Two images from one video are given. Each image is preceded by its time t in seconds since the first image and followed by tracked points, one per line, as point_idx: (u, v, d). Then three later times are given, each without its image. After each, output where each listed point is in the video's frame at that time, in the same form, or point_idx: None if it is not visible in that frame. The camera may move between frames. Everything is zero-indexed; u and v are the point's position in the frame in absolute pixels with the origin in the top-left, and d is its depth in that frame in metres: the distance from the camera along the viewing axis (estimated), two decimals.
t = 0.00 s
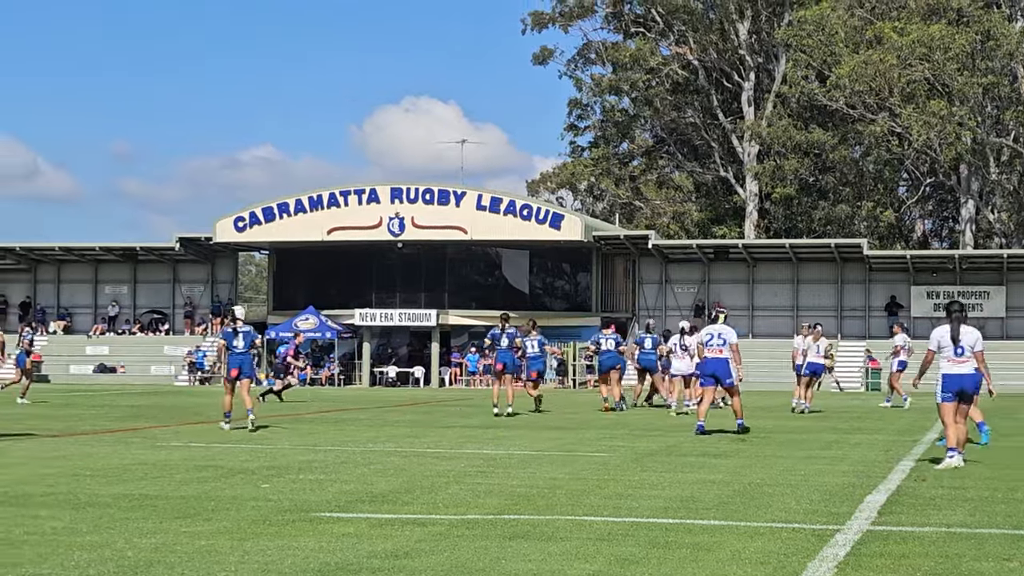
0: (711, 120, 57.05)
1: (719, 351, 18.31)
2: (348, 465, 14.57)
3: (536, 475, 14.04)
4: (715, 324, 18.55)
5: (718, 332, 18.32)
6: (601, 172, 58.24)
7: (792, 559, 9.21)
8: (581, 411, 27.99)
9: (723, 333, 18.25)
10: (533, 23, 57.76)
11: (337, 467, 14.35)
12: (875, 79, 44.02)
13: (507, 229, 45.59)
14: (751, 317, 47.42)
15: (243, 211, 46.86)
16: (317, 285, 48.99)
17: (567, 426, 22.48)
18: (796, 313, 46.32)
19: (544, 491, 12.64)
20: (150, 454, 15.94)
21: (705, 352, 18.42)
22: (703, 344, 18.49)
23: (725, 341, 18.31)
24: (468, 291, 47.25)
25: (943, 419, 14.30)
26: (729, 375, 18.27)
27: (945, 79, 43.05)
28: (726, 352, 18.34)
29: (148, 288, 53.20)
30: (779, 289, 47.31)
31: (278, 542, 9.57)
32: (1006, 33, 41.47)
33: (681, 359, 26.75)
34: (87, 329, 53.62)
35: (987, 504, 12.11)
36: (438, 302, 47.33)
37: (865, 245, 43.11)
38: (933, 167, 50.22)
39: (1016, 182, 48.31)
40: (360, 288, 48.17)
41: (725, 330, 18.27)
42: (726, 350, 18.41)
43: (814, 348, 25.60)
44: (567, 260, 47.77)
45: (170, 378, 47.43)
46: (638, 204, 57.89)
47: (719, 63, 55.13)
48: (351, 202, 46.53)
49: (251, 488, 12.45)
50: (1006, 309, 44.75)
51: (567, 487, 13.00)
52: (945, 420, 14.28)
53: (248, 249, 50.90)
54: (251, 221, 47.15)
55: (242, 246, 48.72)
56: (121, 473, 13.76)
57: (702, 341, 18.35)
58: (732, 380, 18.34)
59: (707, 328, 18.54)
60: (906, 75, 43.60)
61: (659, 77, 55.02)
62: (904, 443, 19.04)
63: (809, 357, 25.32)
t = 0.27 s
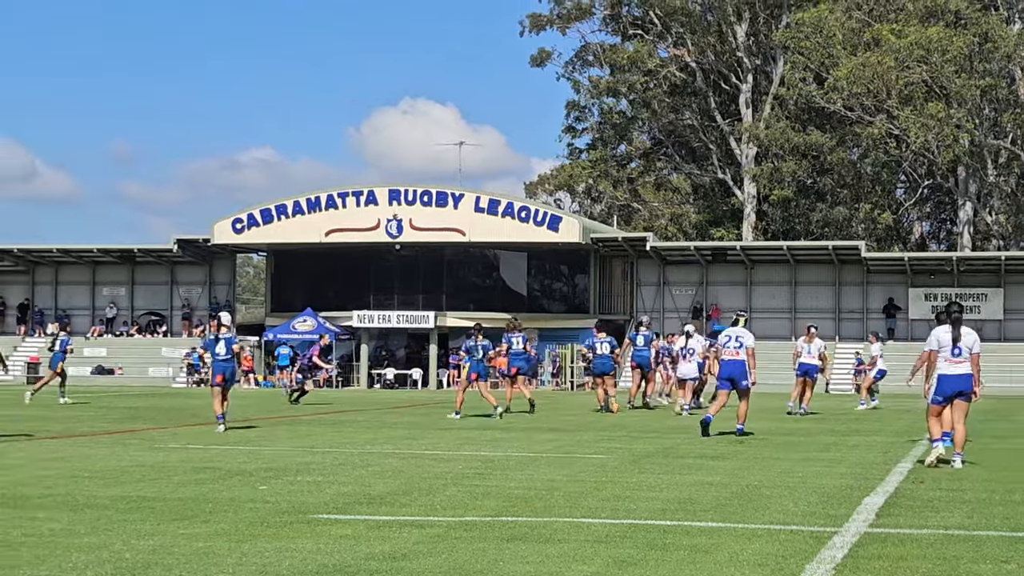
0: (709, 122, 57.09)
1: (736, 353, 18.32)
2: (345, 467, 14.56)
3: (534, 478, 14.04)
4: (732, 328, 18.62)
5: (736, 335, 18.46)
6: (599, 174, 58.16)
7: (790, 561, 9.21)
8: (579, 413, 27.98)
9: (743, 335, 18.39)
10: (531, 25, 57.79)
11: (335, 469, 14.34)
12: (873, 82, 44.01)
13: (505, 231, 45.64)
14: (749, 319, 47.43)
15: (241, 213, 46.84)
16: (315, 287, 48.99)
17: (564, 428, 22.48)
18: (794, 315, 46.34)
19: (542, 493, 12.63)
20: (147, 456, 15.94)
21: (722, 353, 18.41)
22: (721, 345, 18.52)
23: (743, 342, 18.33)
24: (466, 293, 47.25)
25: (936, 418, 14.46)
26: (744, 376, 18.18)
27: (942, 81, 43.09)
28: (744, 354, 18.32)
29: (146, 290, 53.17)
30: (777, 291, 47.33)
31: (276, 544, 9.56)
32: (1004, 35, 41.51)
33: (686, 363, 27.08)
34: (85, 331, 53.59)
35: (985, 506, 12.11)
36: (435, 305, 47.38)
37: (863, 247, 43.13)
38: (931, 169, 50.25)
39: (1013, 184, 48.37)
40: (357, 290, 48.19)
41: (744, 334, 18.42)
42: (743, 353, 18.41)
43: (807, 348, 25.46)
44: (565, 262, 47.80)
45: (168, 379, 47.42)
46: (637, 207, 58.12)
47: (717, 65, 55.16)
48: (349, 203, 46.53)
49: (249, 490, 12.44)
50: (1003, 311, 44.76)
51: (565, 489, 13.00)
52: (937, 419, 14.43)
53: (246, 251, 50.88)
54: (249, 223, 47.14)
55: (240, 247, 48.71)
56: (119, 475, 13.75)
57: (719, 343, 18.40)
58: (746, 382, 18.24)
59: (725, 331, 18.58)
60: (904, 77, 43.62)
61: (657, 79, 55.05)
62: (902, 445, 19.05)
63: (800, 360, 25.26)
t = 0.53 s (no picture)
0: (703, 125, 57.13)
1: (747, 354, 18.52)
2: (338, 469, 14.52)
3: (527, 480, 14.01)
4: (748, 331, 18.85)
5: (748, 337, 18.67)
6: (592, 176, 58.09)
7: (783, 564, 9.19)
8: (572, 416, 27.95)
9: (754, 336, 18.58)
10: (524, 27, 57.83)
11: (328, 471, 14.31)
12: (866, 84, 44.06)
13: (498, 233, 45.63)
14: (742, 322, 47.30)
15: (234, 215, 46.76)
16: (308, 290, 48.92)
17: (557, 430, 22.47)
18: (788, 317, 46.35)
19: (535, 496, 12.60)
20: (139, 458, 15.88)
21: (733, 354, 18.63)
22: (734, 346, 18.75)
23: (754, 344, 18.53)
24: (459, 295, 47.35)
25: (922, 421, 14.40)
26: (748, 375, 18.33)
27: (935, 84, 43.17)
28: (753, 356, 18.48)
29: (138, 292, 53.05)
30: (771, 294, 47.32)
31: (269, 546, 9.53)
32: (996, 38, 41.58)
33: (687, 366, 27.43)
34: (78, 333, 53.46)
35: (978, 509, 12.11)
36: (429, 307, 47.37)
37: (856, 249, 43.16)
38: (923, 172, 50.31)
39: (1006, 187, 48.48)
40: (351, 293, 48.09)
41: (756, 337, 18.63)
42: (754, 356, 18.57)
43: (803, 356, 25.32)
44: (558, 265, 48.02)
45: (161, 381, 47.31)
46: (630, 210, 58.20)
47: (711, 68, 55.20)
48: (342, 206, 46.51)
49: (242, 492, 12.39)
50: (996, 314, 44.77)
51: (557, 492, 12.97)
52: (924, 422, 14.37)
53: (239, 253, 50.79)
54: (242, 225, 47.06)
55: (233, 249, 48.63)
56: (111, 477, 13.69)
57: (730, 342, 18.67)
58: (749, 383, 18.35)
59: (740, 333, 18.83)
60: (897, 80, 43.68)
61: (650, 81, 55.09)
62: (895, 448, 19.05)
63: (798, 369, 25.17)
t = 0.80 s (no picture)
0: (691, 127, 57.20)
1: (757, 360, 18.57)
2: (326, 471, 14.48)
3: (515, 482, 13.99)
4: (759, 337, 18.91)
5: (758, 343, 18.73)
6: (580, 178, 58.34)
7: (771, 566, 9.19)
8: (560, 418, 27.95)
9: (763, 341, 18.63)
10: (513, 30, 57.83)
11: (316, 473, 14.26)
12: (855, 87, 44.16)
13: (486, 235, 45.55)
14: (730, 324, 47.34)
15: (222, 217, 46.62)
16: (296, 291, 48.84)
17: (546, 432, 22.44)
18: (776, 319, 46.38)
19: (523, 498, 12.57)
20: (127, 460, 15.81)
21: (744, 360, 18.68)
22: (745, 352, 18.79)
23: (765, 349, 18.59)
24: (447, 296, 47.45)
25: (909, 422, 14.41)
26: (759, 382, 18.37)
27: (924, 86, 43.29)
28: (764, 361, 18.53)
29: (126, 293, 52.87)
30: (759, 296, 47.36)
31: (257, 548, 9.48)
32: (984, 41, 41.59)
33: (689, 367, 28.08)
34: (65, 335, 53.26)
35: (965, 511, 12.12)
36: (416, 309, 47.45)
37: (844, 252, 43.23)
38: (911, 174, 50.44)
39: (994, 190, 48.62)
40: (338, 295, 48.07)
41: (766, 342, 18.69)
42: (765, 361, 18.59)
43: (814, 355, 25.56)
44: (547, 267, 47.93)
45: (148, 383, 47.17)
46: (618, 211, 57.80)
47: (699, 70, 55.26)
48: (330, 207, 46.43)
49: (229, 494, 12.33)
50: (984, 316, 44.89)
51: (546, 494, 12.95)
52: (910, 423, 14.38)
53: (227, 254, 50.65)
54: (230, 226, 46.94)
55: (221, 251, 48.51)
56: (98, 479, 13.63)
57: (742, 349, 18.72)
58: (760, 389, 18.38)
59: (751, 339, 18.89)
60: (885, 83, 43.80)
61: (639, 84, 55.14)
62: (882, 450, 19.09)
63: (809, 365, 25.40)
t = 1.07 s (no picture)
0: (673, 128, 57.26)
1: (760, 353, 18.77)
2: (309, 472, 14.42)
3: (499, 483, 13.96)
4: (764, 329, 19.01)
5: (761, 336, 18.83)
6: (563, 180, 58.32)
7: (754, 567, 9.18)
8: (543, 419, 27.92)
9: (765, 334, 18.72)
10: (496, 30, 57.81)
11: (298, 474, 14.18)
12: (836, 89, 44.28)
13: (468, 236, 45.50)
14: (712, 326, 47.45)
15: (204, 217, 46.43)
16: (278, 292, 48.69)
17: (529, 433, 22.40)
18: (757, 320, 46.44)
19: (506, 499, 12.53)
20: (110, 460, 15.72)
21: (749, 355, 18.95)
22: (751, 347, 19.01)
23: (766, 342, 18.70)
24: (429, 297, 47.32)
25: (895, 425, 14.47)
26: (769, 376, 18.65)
27: (905, 88, 43.46)
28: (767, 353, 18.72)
29: (107, 294, 52.60)
30: (740, 297, 47.44)
31: (240, 549, 9.42)
32: (966, 43, 41.71)
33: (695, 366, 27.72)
34: (46, 335, 52.96)
35: (947, 513, 12.14)
36: (398, 309, 47.33)
37: (826, 254, 43.36)
38: (893, 176, 50.61)
39: (975, 192, 48.76)
40: (321, 295, 47.96)
41: (769, 333, 18.77)
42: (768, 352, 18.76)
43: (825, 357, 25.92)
44: (529, 267, 47.74)
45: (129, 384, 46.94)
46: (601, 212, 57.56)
47: (681, 71, 55.30)
48: (312, 208, 46.31)
49: (211, 495, 12.25)
50: (965, 318, 45.09)
51: (529, 495, 12.92)
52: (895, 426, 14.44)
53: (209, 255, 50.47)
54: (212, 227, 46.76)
55: (203, 251, 48.31)
56: (80, 480, 13.52)
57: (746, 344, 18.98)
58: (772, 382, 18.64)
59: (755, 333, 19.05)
60: (867, 84, 43.95)
61: (621, 85, 55.22)
62: (864, 451, 19.12)
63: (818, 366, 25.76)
